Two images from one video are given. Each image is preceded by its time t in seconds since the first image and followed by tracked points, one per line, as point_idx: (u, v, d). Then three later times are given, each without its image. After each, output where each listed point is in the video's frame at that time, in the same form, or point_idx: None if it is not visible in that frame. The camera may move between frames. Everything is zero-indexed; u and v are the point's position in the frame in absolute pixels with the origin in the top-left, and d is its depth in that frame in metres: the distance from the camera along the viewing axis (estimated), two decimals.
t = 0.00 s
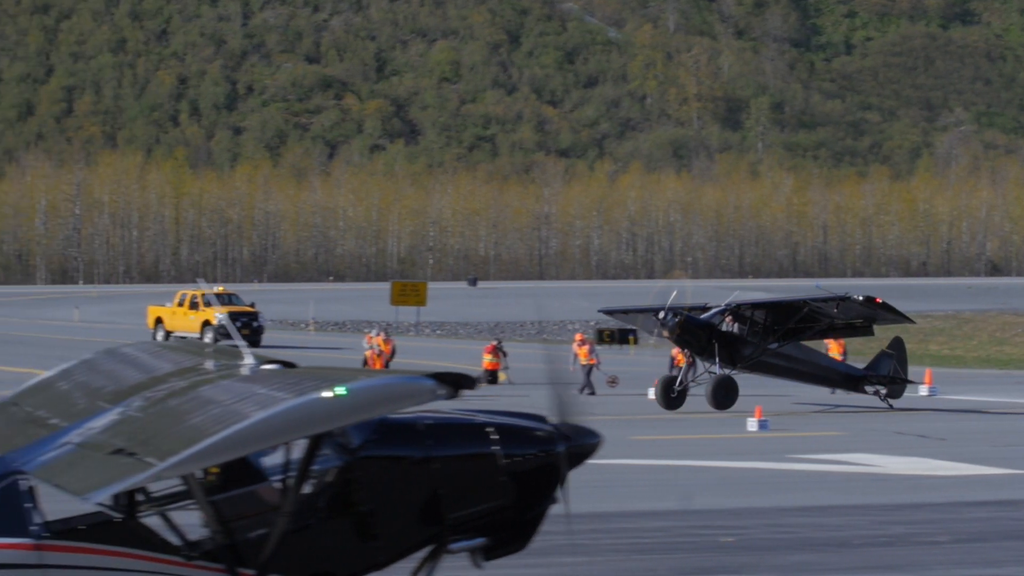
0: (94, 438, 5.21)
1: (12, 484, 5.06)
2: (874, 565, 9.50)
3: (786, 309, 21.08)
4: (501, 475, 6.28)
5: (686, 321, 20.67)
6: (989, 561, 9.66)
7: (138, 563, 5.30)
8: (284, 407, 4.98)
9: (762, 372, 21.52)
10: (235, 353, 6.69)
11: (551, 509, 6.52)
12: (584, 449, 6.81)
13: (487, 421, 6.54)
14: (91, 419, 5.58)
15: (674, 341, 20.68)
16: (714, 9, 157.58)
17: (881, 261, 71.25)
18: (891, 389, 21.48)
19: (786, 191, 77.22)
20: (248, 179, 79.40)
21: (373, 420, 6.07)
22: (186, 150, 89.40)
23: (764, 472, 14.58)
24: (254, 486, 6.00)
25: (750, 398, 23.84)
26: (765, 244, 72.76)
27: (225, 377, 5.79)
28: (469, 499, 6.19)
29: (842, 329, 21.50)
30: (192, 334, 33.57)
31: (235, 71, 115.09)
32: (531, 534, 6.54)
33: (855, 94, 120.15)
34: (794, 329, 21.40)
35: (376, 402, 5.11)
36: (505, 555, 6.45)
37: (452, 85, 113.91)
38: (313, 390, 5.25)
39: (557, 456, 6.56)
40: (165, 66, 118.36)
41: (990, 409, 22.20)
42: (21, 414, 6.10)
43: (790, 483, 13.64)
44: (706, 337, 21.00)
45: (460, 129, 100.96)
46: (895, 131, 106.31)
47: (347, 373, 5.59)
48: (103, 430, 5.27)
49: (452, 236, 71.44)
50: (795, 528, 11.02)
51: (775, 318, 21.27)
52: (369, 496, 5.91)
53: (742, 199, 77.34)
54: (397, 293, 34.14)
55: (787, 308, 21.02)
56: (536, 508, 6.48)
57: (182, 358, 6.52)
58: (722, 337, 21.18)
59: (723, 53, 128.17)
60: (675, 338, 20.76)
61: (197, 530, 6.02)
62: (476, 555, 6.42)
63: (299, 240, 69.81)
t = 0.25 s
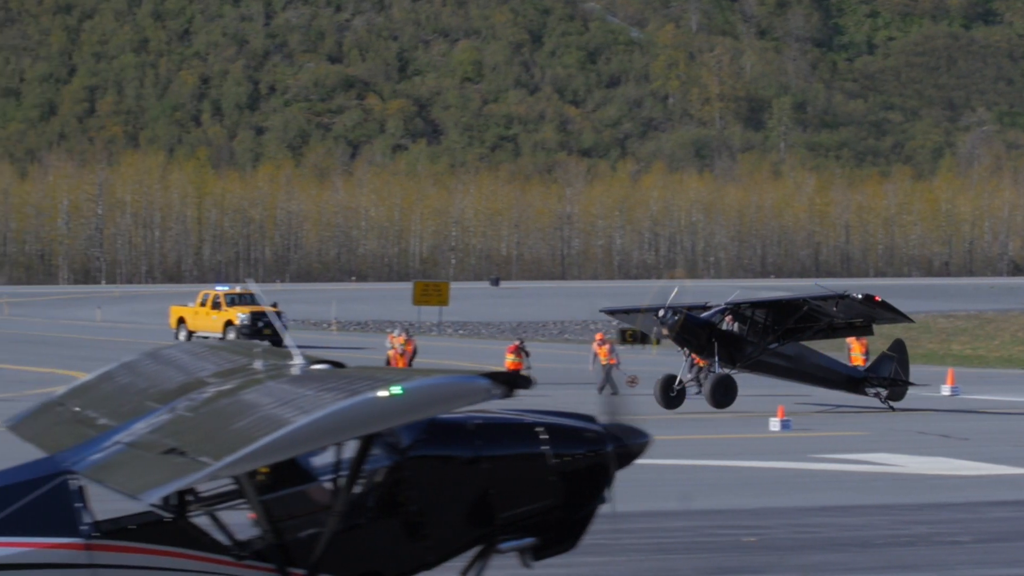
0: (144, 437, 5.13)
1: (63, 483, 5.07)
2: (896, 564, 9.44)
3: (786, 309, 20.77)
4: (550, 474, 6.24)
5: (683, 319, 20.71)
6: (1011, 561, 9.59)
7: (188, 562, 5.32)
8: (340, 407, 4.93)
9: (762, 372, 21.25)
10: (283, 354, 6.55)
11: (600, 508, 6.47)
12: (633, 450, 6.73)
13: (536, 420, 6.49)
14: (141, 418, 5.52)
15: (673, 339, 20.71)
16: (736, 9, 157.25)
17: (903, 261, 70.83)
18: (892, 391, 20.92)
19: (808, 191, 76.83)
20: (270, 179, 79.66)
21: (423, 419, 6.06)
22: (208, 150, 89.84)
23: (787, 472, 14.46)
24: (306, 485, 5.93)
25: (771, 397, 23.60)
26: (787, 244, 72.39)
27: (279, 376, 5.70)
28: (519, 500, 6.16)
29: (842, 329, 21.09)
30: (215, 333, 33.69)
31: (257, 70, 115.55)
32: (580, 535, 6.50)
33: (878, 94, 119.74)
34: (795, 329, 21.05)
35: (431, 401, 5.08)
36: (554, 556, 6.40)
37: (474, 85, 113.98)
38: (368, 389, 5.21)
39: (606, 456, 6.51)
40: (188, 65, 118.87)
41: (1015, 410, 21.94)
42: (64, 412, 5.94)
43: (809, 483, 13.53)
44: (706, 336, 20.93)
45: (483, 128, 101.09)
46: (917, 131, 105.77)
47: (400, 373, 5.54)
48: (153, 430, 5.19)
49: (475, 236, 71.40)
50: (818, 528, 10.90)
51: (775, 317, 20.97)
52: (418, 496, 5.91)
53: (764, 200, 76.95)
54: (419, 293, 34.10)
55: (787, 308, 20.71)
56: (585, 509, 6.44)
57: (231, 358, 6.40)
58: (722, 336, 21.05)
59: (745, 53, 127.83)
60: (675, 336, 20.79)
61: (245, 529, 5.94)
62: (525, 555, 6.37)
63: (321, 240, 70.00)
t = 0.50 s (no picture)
0: (192, 434, 4.94)
1: (112, 482, 4.97)
2: (918, 564, 9.35)
3: (785, 306, 20.37)
4: (600, 474, 6.03)
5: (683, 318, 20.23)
6: None
7: (238, 564, 5.20)
8: (396, 405, 4.71)
9: (760, 370, 20.96)
10: (332, 354, 6.50)
11: (651, 508, 6.22)
12: (680, 450, 6.52)
13: (585, 420, 6.26)
14: (187, 418, 5.36)
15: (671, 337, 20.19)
16: (758, 9, 157.09)
17: (925, 261, 70.22)
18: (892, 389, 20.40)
19: (830, 191, 76.42)
20: (293, 179, 79.91)
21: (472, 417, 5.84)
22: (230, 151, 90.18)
23: (808, 472, 14.32)
24: (355, 485, 5.70)
25: (791, 395, 23.38)
26: (810, 244, 71.89)
27: (330, 375, 5.57)
28: (571, 500, 5.95)
29: (842, 328, 20.64)
30: (237, 333, 33.82)
31: (280, 71, 116.35)
32: (630, 534, 6.26)
33: (900, 95, 119.20)
34: (792, 326, 20.69)
35: (488, 398, 4.87)
36: (603, 556, 6.16)
37: (496, 85, 113.99)
38: (423, 386, 4.98)
39: (655, 455, 6.27)
40: (210, 66, 119.54)
41: None
42: (113, 412, 5.98)
43: (822, 483, 13.45)
44: (704, 335, 20.66)
45: (505, 128, 101.24)
46: (940, 130, 104.95)
47: (452, 372, 5.33)
48: (202, 429, 5.02)
49: (497, 236, 71.24)
50: (839, 528, 10.78)
51: (773, 315, 20.58)
52: (468, 495, 5.70)
53: (786, 199, 76.59)
54: (441, 293, 34.00)
55: (785, 305, 20.31)
56: (633, 508, 6.19)
57: (278, 358, 6.38)
58: (721, 335, 20.74)
59: (768, 53, 127.44)
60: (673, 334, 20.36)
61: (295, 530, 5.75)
62: (575, 554, 6.15)
63: (344, 240, 70.12)
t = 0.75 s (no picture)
0: (244, 435, 5.00)
1: (163, 482, 5.02)
2: (943, 563, 9.26)
3: (783, 303, 19.70)
4: (649, 474, 6.07)
5: (680, 313, 19.85)
6: None
7: (290, 564, 5.27)
8: (449, 407, 4.73)
9: (761, 370, 20.21)
10: (381, 355, 6.51)
11: (699, 508, 6.26)
12: (731, 449, 6.53)
13: (635, 420, 6.29)
14: (237, 419, 5.43)
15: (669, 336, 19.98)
16: (781, 9, 156.56)
17: (948, 260, 69.73)
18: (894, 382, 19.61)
19: (852, 191, 76.12)
20: (315, 179, 80.26)
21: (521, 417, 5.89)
22: (253, 150, 90.31)
23: (829, 471, 14.18)
24: (405, 485, 5.83)
25: (813, 394, 23.15)
26: (831, 244, 71.54)
27: (380, 376, 5.52)
28: (619, 500, 6.01)
29: (841, 324, 20.01)
30: (259, 333, 33.88)
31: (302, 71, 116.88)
32: (679, 534, 6.29)
33: (922, 94, 118.55)
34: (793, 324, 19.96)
35: (541, 400, 4.88)
36: (652, 555, 6.21)
37: (518, 84, 114.05)
38: (477, 387, 5.03)
39: (704, 455, 6.31)
40: (233, 66, 120.12)
41: None
42: (156, 412, 5.98)
43: (844, 482, 13.25)
44: (702, 333, 20.03)
45: (527, 128, 101.32)
46: (963, 129, 104.23)
47: (506, 371, 5.34)
48: (252, 429, 5.07)
49: (519, 235, 71.24)
50: (862, 527, 10.68)
51: (773, 311, 19.89)
52: (518, 494, 5.75)
53: (808, 199, 76.31)
54: (462, 292, 33.95)
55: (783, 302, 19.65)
56: (683, 508, 6.24)
57: (325, 358, 6.40)
58: (719, 332, 20.08)
59: (790, 53, 126.98)
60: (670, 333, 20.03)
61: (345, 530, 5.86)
62: (623, 553, 6.20)
63: (366, 239, 70.29)
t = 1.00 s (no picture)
0: (294, 435, 5.02)
1: (211, 482, 4.98)
2: (963, 563, 9.18)
3: (780, 302, 19.43)
4: (698, 473, 6.07)
5: (677, 312, 19.70)
6: None
7: (341, 563, 5.25)
8: (502, 408, 4.71)
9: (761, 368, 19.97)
10: (430, 353, 6.45)
11: (748, 508, 6.27)
12: (779, 448, 6.53)
13: (683, 419, 6.29)
14: (286, 418, 5.43)
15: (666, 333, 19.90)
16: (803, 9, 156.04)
17: (970, 260, 69.23)
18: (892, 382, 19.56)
19: (874, 191, 75.65)
20: (338, 179, 80.54)
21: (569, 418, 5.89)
22: (275, 150, 90.50)
23: (852, 471, 14.02)
24: (453, 484, 5.85)
25: (833, 394, 22.94)
26: (853, 244, 71.12)
27: (428, 375, 5.46)
28: (667, 501, 6.01)
29: (839, 322, 19.74)
30: (282, 333, 33.99)
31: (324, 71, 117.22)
32: (727, 533, 6.30)
33: (944, 93, 117.90)
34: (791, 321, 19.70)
35: (595, 402, 4.85)
36: (700, 554, 6.23)
37: (540, 84, 113.99)
38: (530, 386, 5.01)
39: (755, 454, 6.32)
40: (255, 66, 120.60)
41: None
42: (203, 412, 5.96)
43: (867, 482, 13.09)
44: (701, 331, 19.82)
45: (549, 128, 101.36)
46: (986, 129, 103.49)
47: (557, 372, 5.29)
48: (302, 429, 5.07)
49: (541, 235, 71.17)
50: (884, 527, 10.57)
51: (771, 309, 19.64)
52: (567, 495, 5.76)
53: (830, 199, 75.88)
54: (484, 292, 33.88)
55: (780, 300, 19.36)
56: (731, 508, 6.23)
57: (371, 358, 6.35)
58: (718, 331, 19.90)
59: (812, 53, 126.48)
60: (668, 331, 19.94)
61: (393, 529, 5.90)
62: (672, 553, 6.24)
63: (388, 240, 70.32)
